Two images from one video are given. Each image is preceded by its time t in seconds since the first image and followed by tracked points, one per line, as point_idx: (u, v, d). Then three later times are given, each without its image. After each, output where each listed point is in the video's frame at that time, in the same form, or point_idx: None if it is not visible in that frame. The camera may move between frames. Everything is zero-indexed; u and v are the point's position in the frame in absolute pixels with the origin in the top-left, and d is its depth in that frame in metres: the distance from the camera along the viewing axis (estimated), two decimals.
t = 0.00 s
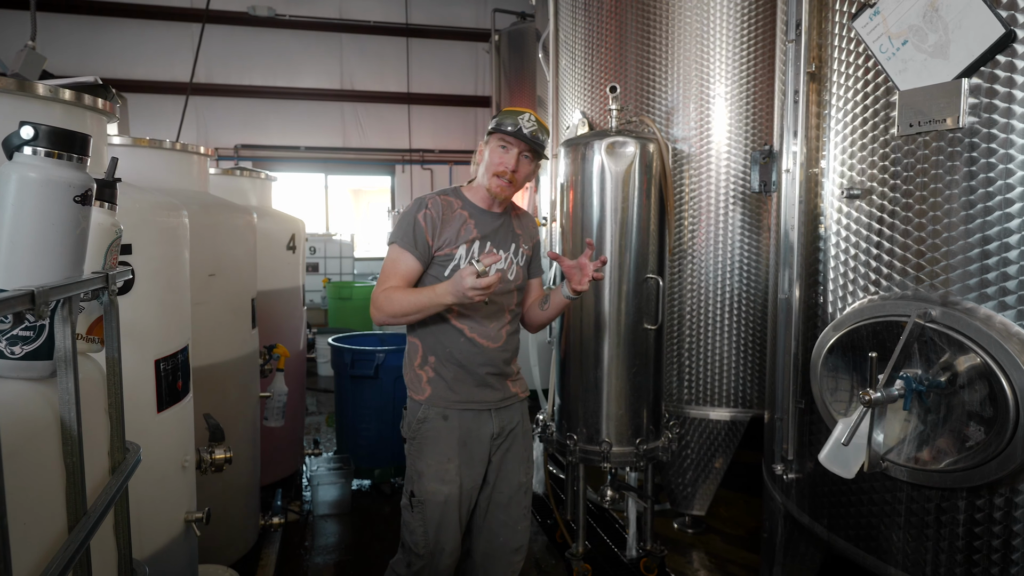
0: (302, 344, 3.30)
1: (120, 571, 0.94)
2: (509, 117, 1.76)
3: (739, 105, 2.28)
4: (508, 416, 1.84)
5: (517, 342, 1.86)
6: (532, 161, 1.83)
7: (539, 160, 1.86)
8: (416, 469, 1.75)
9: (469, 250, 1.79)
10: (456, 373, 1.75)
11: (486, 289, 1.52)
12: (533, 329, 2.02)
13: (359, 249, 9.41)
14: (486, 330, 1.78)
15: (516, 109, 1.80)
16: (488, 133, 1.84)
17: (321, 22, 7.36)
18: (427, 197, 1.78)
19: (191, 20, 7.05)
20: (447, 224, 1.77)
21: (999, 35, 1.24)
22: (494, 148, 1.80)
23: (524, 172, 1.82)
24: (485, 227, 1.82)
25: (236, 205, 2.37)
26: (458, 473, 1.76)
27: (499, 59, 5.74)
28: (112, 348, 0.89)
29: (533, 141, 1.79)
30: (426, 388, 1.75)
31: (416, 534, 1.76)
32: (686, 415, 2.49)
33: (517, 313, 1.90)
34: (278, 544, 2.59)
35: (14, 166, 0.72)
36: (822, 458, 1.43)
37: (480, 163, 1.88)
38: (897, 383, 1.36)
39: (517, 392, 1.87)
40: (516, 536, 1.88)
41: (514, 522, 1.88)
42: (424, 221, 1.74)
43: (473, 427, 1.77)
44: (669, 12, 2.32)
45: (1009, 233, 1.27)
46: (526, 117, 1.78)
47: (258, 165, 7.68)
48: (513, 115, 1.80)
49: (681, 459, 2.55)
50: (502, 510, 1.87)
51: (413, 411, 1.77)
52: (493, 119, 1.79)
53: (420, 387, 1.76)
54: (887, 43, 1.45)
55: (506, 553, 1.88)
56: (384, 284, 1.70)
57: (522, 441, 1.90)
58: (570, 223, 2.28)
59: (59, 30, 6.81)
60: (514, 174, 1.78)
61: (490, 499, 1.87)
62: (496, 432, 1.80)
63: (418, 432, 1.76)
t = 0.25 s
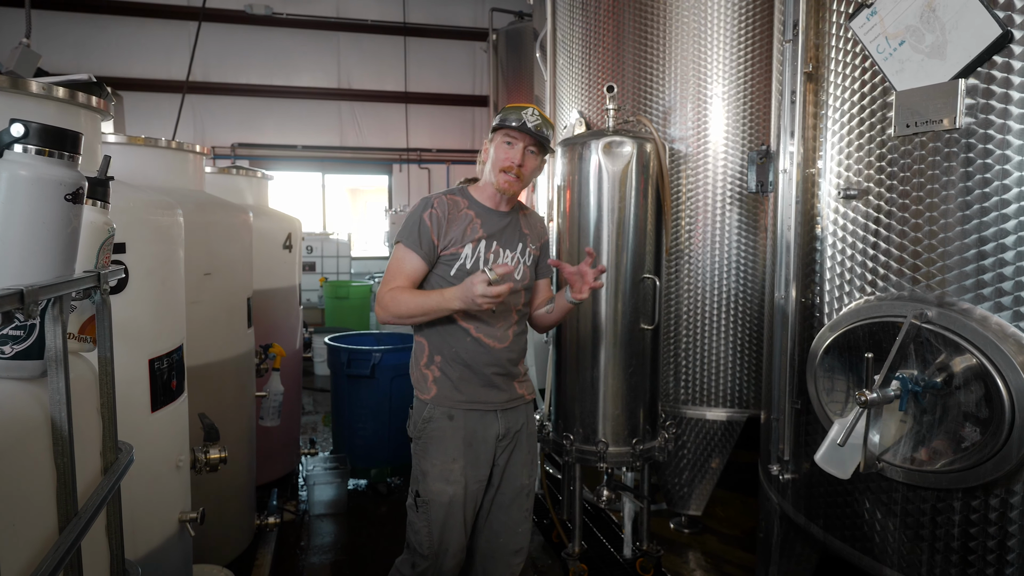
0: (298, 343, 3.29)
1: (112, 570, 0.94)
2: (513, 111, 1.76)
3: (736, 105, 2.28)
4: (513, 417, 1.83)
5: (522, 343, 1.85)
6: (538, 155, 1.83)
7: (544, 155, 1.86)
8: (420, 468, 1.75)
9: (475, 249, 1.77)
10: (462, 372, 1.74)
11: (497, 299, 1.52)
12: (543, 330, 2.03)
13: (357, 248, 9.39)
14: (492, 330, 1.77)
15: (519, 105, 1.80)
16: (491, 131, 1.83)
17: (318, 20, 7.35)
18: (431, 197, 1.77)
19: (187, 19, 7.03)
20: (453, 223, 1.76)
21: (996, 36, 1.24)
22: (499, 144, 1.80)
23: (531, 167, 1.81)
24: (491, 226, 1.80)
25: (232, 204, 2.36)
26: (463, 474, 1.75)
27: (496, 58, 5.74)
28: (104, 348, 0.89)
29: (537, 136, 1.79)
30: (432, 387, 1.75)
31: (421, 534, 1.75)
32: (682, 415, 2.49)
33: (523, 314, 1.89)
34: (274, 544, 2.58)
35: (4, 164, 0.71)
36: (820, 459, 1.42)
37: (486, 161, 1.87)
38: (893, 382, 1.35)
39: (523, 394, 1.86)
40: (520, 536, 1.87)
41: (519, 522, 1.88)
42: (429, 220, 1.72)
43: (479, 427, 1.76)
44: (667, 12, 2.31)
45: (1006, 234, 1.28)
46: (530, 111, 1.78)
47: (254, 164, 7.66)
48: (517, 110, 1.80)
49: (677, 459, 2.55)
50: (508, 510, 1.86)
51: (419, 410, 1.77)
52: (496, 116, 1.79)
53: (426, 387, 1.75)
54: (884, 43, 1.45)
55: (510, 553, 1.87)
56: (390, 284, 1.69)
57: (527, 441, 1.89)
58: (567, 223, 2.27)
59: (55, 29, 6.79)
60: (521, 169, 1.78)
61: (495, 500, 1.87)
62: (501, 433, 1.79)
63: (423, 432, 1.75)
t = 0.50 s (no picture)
0: (295, 342, 3.28)
1: (105, 570, 0.93)
2: (512, 106, 1.78)
3: (734, 104, 2.28)
4: (515, 417, 1.81)
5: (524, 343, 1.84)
6: (540, 147, 1.84)
7: (545, 149, 1.87)
8: (420, 467, 1.75)
9: (480, 247, 1.77)
10: (464, 372, 1.74)
11: (518, 300, 1.53)
12: (545, 332, 2.04)
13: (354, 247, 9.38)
14: (496, 330, 1.76)
15: (515, 100, 1.82)
16: (491, 129, 1.85)
17: (316, 19, 7.34)
18: (436, 196, 1.76)
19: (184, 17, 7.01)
20: (459, 222, 1.75)
21: (993, 36, 1.24)
22: (501, 141, 1.81)
23: (534, 160, 1.82)
24: (495, 224, 1.79)
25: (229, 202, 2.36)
26: (463, 474, 1.74)
27: (494, 57, 5.72)
28: (98, 347, 0.88)
29: (537, 127, 1.80)
30: (433, 385, 1.75)
31: (420, 533, 1.75)
32: (680, 415, 2.49)
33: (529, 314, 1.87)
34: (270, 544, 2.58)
35: None
36: (816, 459, 1.42)
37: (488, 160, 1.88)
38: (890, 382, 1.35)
39: (525, 396, 1.85)
40: (519, 536, 1.87)
41: (518, 522, 1.88)
42: (435, 219, 1.71)
43: (480, 428, 1.75)
44: (665, 11, 2.31)
45: (1003, 234, 1.27)
46: (528, 104, 1.80)
47: (252, 162, 7.65)
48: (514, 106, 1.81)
49: (674, 459, 2.55)
50: (509, 510, 1.86)
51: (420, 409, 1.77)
52: (496, 114, 1.81)
53: (428, 386, 1.75)
54: (882, 43, 1.45)
55: (510, 553, 1.87)
56: (399, 284, 1.68)
57: (528, 441, 1.89)
58: (564, 222, 2.27)
59: (52, 26, 6.78)
60: (524, 162, 1.79)
61: (495, 499, 1.86)
62: (502, 434, 1.78)
63: (424, 431, 1.75)
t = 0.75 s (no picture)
0: (292, 343, 3.28)
1: (100, 571, 0.93)
2: (500, 103, 1.77)
3: (731, 104, 2.28)
4: (513, 419, 1.81)
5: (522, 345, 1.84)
6: (535, 140, 1.83)
7: (540, 143, 1.86)
8: (417, 468, 1.75)
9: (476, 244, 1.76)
10: (462, 372, 1.73)
11: (481, 264, 1.49)
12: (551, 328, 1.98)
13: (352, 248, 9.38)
14: (492, 330, 1.75)
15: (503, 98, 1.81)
16: (484, 130, 1.85)
17: (313, 19, 7.32)
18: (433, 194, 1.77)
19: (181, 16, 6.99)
20: (455, 219, 1.75)
21: (989, 36, 1.24)
22: (495, 139, 1.80)
23: (530, 153, 1.81)
24: (493, 222, 1.78)
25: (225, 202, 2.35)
26: (459, 476, 1.74)
27: (493, 56, 5.66)
28: (92, 348, 0.88)
29: (529, 122, 1.79)
30: (430, 386, 1.74)
31: (415, 534, 1.75)
32: (677, 415, 2.49)
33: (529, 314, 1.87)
34: (266, 545, 2.58)
35: None
36: (812, 459, 1.42)
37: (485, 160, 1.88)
38: (886, 382, 1.35)
39: (523, 398, 1.84)
40: (515, 537, 1.87)
41: (515, 523, 1.88)
42: (430, 216, 1.72)
43: (477, 429, 1.75)
44: (662, 11, 2.31)
45: (999, 234, 1.27)
46: (517, 100, 1.79)
47: (249, 162, 7.64)
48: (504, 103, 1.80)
49: (672, 459, 2.56)
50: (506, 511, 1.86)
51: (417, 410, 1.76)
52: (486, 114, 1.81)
53: (425, 386, 1.74)
54: (878, 43, 1.45)
55: (506, 554, 1.87)
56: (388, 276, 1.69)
57: (526, 442, 1.88)
58: (561, 222, 2.27)
59: (48, 26, 6.76)
60: (520, 157, 1.78)
61: (492, 500, 1.86)
62: (499, 436, 1.78)
63: (421, 432, 1.75)
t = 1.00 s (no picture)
0: (289, 344, 3.27)
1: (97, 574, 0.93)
2: (497, 104, 1.81)
3: (728, 105, 2.28)
4: (511, 422, 1.81)
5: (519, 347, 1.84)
6: (531, 139, 1.86)
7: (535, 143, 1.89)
8: (414, 472, 1.75)
9: (472, 245, 1.75)
10: (459, 375, 1.73)
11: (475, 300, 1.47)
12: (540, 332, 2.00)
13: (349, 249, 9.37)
14: (489, 332, 1.76)
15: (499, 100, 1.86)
16: (481, 133, 1.88)
17: (310, 19, 7.32)
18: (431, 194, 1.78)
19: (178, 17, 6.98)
20: (452, 219, 1.75)
21: (984, 39, 1.24)
22: (492, 140, 1.84)
23: (527, 151, 1.83)
24: (491, 223, 1.79)
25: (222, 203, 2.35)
26: (457, 479, 1.74)
27: (490, 57, 5.66)
28: (89, 349, 0.88)
29: (525, 120, 1.83)
30: (427, 388, 1.74)
31: (413, 539, 1.75)
32: (674, 416, 2.49)
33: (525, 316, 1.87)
34: (263, 548, 2.58)
35: None
36: (809, 460, 1.43)
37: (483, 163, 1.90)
38: (883, 384, 1.36)
39: (520, 400, 1.84)
40: (513, 539, 1.87)
41: (512, 525, 1.88)
42: (427, 215, 1.73)
43: (475, 432, 1.74)
44: (660, 12, 2.31)
45: (994, 236, 1.28)
46: (512, 101, 1.83)
47: (246, 163, 7.63)
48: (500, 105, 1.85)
49: (669, 460, 2.55)
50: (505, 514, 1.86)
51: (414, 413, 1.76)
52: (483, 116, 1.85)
53: (422, 388, 1.74)
54: (874, 45, 1.46)
55: (504, 557, 1.87)
56: (383, 278, 1.69)
57: (524, 445, 1.88)
58: (558, 223, 2.27)
59: (44, 26, 6.74)
60: (518, 154, 1.80)
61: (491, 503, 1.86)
62: (497, 438, 1.77)
63: (418, 436, 1.74)
